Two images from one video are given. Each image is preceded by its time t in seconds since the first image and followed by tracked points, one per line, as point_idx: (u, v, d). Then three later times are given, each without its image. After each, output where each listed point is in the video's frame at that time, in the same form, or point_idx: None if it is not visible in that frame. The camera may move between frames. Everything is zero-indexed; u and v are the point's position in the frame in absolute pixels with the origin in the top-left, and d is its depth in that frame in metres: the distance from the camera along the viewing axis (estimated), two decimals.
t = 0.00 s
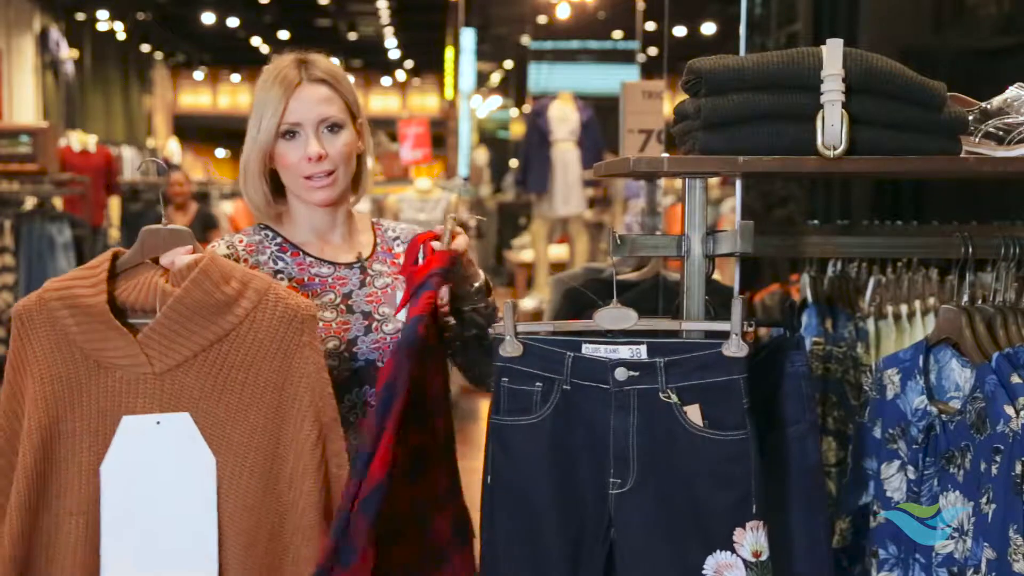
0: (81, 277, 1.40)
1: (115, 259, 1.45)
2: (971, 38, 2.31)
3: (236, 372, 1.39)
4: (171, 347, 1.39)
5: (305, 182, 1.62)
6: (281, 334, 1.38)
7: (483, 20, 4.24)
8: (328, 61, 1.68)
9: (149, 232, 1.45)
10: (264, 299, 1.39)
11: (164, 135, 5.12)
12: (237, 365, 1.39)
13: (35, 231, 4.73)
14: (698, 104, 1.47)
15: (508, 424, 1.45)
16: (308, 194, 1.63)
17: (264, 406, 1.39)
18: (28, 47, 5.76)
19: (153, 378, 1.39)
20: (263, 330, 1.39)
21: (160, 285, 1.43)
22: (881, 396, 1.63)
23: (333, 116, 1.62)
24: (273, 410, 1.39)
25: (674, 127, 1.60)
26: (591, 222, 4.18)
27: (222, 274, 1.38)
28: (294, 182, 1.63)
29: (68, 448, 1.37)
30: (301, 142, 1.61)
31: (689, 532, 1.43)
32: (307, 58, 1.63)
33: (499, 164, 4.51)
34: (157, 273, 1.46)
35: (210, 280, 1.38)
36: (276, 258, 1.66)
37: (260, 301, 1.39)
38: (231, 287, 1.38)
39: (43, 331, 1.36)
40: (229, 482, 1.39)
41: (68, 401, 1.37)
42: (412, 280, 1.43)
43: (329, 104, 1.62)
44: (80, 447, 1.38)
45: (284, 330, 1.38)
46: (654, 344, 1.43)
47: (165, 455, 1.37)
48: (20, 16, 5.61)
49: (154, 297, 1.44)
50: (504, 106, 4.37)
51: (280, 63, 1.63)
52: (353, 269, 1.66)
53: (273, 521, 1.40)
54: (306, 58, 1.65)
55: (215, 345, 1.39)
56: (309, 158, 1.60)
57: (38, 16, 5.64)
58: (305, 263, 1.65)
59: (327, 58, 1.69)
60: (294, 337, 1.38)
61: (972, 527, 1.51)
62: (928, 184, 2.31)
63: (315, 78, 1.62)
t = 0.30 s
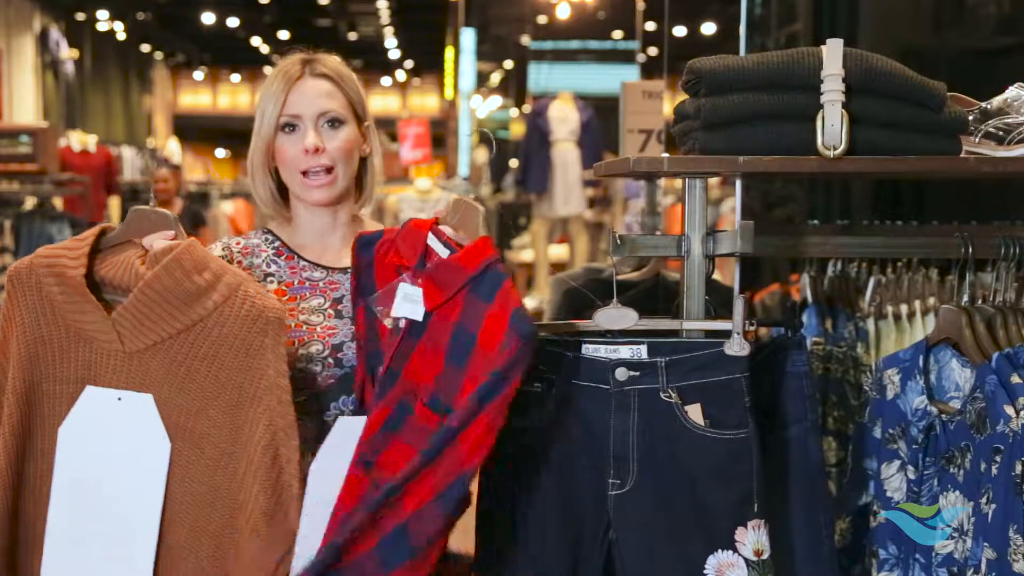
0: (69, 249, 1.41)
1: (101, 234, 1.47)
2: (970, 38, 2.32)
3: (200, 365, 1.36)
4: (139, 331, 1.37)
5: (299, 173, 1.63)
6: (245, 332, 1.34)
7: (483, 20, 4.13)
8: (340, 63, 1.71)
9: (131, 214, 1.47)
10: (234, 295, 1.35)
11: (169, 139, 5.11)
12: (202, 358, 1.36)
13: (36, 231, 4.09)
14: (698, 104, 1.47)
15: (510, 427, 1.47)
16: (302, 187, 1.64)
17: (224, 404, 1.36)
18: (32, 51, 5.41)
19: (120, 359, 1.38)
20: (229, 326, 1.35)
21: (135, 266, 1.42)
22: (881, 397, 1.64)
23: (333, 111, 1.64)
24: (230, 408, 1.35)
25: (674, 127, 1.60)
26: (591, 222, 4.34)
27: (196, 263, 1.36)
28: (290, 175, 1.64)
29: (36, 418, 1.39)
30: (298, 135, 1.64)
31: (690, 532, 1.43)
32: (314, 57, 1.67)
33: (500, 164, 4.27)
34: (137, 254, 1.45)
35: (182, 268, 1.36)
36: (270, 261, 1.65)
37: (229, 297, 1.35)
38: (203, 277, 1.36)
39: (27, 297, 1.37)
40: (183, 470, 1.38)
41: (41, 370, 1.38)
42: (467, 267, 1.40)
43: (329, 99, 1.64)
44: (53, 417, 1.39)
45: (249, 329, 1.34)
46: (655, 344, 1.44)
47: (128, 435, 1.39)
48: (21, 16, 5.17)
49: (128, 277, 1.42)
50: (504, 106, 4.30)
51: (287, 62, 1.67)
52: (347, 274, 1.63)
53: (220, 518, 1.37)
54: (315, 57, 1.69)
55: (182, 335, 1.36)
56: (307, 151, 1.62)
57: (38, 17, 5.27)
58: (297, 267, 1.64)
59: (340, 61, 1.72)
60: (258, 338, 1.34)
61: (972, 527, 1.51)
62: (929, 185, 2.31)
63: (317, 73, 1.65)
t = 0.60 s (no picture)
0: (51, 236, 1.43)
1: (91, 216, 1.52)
2: (970, 38, 2.32)
3: (188, 346, 1.40)
4: (122, 318, 1.41)
5: (292, 177, 1.63)
6: (225, 314, 1.38)
7: (483, 20, 4.17)
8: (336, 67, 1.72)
9: (121, 195, 1.56)
10: (217, 275, 1.39)
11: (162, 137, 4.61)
12: (189, 340, 1.40)
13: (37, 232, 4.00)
14: (698, 104, 1.47)
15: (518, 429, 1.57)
16: (295, 191, 1.64)
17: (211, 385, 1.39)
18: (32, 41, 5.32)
19: (111, 344, 1.42)
20: (213, 306, 1.39)
21: (118, 249, 1.45)
22: (881, 397, 1.65)
23: (327, 114, 1.64)
24: (215, 392, 1.38)
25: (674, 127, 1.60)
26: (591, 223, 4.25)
27: (178, 246, 1.39)
28: (283, 177, 1.64)
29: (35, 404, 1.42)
30: (292, 139, 1.63)
31: (690, 532, 1.49)
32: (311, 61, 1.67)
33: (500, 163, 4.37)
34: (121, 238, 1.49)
35: (163, 250, 1.39)
36: (262, 271, 1.68)
37: (212, 278, 1.39)
38: (185, 259, 1.39)
39: (11, 287, 1.40)
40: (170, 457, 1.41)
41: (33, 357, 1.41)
42: (504, 250, 1.37)
43: (324, 103, 1.64)
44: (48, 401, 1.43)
45: (231, 310, 1.38)
46: (653, 346, 1.54)
47: (112, 421, 1.40)
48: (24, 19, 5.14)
49: (109, 261, 1.45)
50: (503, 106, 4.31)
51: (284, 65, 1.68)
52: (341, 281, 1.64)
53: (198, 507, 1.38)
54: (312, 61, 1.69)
55: (169, 317, 1.40)
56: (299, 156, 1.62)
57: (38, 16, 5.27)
58: (288, 276, 1.67)
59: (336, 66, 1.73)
60: (239, 319, 1.38)
61: (972, 527, 1.50)
62: (930, 185, 2.31)
63: (312, 77, 1.65)
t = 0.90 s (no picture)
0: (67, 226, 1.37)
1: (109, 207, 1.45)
2: (970, 38, 2.31)
3: (221, 333, 1.38)
4: (149, 304, 1.37)
5: (294, 170, 1.66)
6: (267, 297, 1.37)
7: (483, 20, 4.22)
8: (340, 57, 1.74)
9: (144, 183, 1.47)
10: (253, 259, 1.38)
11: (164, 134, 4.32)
12: (222, 326, 1.38)
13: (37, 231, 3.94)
14: (698, 104, 1.47)
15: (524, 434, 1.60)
16: (296, 183, 1.67)
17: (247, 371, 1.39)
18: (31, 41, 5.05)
19: (135, 335, 1.38)
20: (248, 289, 1.37)
21: (145, 235, 1.40)
22: (881, 397, 1.64)
23: (335, 107, 1.67)
24: (257, 378, 1.39)
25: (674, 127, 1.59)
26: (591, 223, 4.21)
27: (209, 229, 1.36)
28: (285, 168, 1.67)
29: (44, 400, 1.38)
30: (297, 130, 1.66)
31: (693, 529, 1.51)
32: (314, 50, 1.69)
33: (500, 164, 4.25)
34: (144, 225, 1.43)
35: (195, 233, 1.36)
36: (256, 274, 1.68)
37: (248, 261, 1.38)
38: (219, 242, 1.36)
39: (23, 280, 1.35)
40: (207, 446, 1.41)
41: (45, 351, 1.37)
42: (530, 252, 1.36)
43: (331, 96, 1.66)
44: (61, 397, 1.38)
45: (270, 293, 1.37)
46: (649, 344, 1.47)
47: (141, 420, 1.34)
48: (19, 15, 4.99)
49: (137, 249, 1.39)
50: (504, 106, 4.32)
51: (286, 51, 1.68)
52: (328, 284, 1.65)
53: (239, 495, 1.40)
54: (317, 49, 1.70)
55: (199, 305, 1.38)
56: (306, 148, 1.64)
57: (38, 16, 5.23)
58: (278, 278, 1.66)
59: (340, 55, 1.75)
60: (280, 302, 1.37)
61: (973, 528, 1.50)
62: (929, 185, 2.31)
63: (321, 66, 1.67)
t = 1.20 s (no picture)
0: (80, 249, 1.33)
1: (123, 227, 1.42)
2: (970, 38, 2.31)
3: (256, 351, 1.36)
4: (180, 327, 1.35)
5: (323, 175, 1.60)
6: (300, 307, 1.36)
7: (483, 20, 4.22)
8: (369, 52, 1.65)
9: (155, 198, 1.44)
10: (283, 271, 1.37)
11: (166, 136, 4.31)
12: (255, 344, 1.36)
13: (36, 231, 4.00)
14: (698, 104, 1.47)
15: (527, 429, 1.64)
16: (324, 189, 1.61)
17: (284, 389, 1.36)
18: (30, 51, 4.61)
19: (162, 358, 1.35)
20: (281, 303, 1.36)
21: (169, 256, 1.36)
22: (881, 397, 1.64)
23: (363, 109, 1.60)
24: (296, 393, 1.37)
25: (674, 127, 1.59)
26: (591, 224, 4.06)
27: (236, 243, 1.35)
28: (313, 174, 1.61)
29: (60, 432, 1.33)
30: (324, 134, 1.59)
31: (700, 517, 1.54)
32: (342, 45, 1.61)
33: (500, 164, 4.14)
34: (165, 244, 1.39)
35: (222, 247, 1.34)
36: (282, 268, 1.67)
37: (278, 274, 1.36)
38: (247, 256, 1.35)
39: (38, 306, 1.31)
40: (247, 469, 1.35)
41: (62, 381, 1.33)
42: (571, 260, 1.43)
43: (360, 97, 1.59)
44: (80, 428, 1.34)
45: (304, 305, 1.36)
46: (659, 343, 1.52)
47: (179, 446, 1.29)
48: (20, 16, 4.57)
49: (159, 269, 1.36)
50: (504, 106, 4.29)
51: (313, 46, 1.60)
52: (353, 280, 1.63)
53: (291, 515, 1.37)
54: (344, 45, 1.62)
55: (230, 321, 1.36)
56: (334, 153, 1.58)
57: (38, 16, 4.63)
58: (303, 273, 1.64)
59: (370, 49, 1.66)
60: (314, 312, 1.36)
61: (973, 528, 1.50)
62: (929, 185, 2.32)
63: (349, 66, 1.59)
